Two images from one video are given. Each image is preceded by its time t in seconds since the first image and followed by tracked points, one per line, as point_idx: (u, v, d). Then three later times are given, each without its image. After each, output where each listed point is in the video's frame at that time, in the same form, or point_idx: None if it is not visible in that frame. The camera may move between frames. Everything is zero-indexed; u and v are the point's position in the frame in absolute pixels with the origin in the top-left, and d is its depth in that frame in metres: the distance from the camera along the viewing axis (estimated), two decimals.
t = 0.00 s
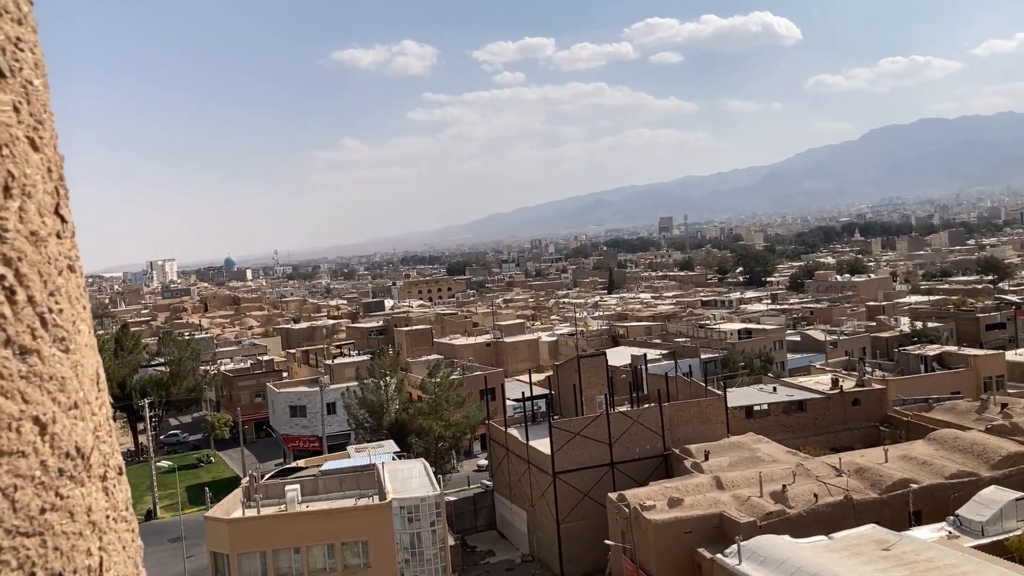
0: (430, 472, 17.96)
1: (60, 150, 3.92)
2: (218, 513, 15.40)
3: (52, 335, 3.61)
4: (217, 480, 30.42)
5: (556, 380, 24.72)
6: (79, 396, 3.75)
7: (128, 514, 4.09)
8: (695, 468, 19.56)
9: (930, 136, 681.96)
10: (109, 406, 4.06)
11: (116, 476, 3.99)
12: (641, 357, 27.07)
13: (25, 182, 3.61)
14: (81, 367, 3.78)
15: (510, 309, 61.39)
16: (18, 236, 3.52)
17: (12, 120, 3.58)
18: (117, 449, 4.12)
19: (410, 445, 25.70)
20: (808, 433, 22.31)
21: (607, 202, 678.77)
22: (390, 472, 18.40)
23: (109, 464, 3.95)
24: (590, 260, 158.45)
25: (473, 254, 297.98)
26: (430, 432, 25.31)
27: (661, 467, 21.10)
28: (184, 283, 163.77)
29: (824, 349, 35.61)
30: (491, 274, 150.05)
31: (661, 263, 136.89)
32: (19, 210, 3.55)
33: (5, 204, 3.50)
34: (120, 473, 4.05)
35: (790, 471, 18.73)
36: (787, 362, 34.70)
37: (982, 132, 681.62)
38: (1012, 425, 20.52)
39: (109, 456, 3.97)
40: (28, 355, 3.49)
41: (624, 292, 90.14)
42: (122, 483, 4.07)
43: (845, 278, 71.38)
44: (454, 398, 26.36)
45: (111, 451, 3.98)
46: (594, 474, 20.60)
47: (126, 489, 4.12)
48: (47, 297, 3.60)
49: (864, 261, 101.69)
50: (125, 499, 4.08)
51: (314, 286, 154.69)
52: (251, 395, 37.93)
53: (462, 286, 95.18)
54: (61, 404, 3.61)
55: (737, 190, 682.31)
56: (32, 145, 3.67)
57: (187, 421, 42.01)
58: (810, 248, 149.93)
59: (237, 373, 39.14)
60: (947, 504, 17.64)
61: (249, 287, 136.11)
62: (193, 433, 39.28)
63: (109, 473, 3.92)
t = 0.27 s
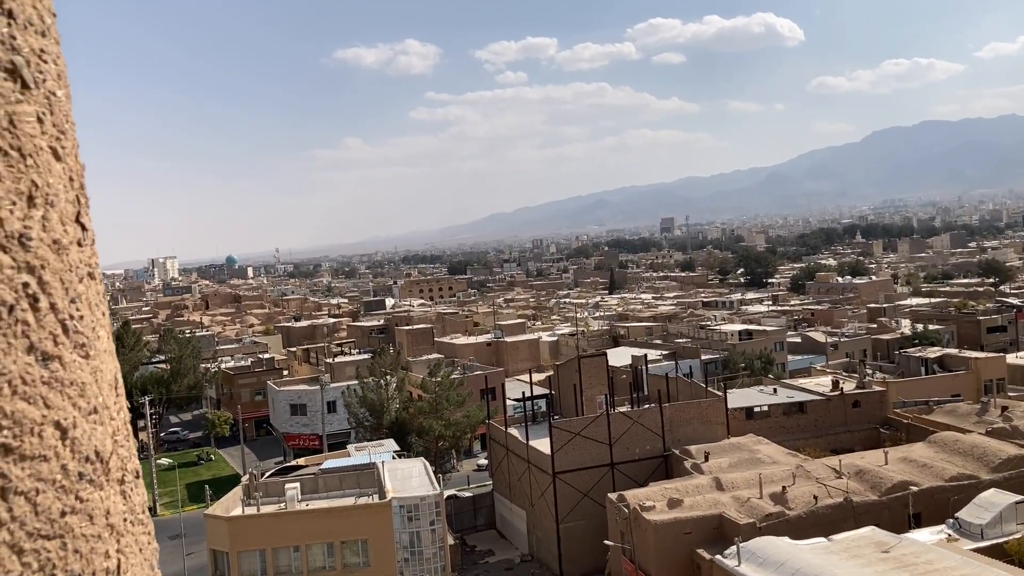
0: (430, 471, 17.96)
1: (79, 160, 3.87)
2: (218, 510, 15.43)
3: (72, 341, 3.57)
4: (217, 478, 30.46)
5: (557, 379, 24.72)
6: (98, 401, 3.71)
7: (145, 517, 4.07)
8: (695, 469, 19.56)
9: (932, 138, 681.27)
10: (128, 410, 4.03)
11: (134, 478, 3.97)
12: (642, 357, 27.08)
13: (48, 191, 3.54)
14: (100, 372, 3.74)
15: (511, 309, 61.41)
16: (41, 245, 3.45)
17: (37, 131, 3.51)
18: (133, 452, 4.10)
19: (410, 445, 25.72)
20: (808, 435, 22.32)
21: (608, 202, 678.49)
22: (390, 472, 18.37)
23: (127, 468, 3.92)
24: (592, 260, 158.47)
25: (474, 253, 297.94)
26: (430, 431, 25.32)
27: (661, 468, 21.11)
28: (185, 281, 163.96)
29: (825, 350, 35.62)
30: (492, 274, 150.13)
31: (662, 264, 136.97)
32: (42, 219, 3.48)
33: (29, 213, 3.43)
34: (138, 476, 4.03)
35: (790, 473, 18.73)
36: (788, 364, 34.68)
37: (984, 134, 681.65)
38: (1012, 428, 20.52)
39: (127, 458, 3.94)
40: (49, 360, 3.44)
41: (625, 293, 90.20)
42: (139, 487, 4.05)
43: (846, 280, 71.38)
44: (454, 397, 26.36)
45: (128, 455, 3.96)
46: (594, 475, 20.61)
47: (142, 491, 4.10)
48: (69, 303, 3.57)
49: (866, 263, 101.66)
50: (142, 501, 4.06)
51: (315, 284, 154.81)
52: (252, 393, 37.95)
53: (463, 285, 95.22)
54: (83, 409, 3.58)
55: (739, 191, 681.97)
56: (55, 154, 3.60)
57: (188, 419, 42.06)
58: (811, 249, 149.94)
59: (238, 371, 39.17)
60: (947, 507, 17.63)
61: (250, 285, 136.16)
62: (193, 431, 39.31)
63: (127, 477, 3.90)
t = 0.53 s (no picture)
0: (421, 471, 17.96)
1: (79, 165, 3.76)
2: (207, 510, 15.40)
3: (72, 347, 3.48)
4: (207, 476, 30.38)
5: (549, 380, 24.74)
6: (97, 406, 3.63)
7: (142, 522, 3.99)
8: (686, 470, 19.59)
9: (924, 141, 683.87)
10: (125, 416, 3.94)
11: (131, 484, 3.87)
12: (634, 359, 27.12)
13: (48, 200, 3.45)
14: (98, 378, 3.66)
15: (504, 309, 61.45)
16: (41, 253, 3.37)
17: (38, 140, 3.41)
18: (129, 456, 4.00)
19: (402, 444, 25.69)
20: (798, 436, 22.39)
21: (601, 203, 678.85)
22: (381, 471, 18.38)
23: (123, 473, 3.83)
24: (585, 261, 158.60)
25: (467, 253, 297.87)
26: (421, 431, 25.29)
27: (652, 469, 21.14)
28: (176, 279, 163.37)
29: (816, 352, 35.74)
30: (485, 274, 150.05)
31: (654, 265, 137.12)
32: (43, 227, 3.39)
33: (29, 221, 3.34)
34: (136, 481, 3.95)
35: (780, 474, 18.79)
36: (779, 365, 34.77)
37: (976, 138, 684.76)
38: (1001, 430, 20.63)
39: (125, 464, 3.86)
40: (48, 367, 3.36)
41: (617, 294, 90.33)
42: (135, 492, 3.95)
43: (837, 282, 71.63)
44: (446, 397, 26.36)
45: (125, 460, 3.86)
46: (585, 475, 20.62)
47: (140, 496, 4.02)
48: (69, 310, 3.47)
49: (857, 265, 102.03)
50: (139, 506, 3.96)
51: (307, 283, 154.48)
52: (243, 392, 37.85)
53: (456, 285, 95.22)
54: (81, 415, 3.50)
55: (732, 192, 683.44)
56: (56, 162, 3.50)
57: (178, 417, 41.98)
58: (803, 251, 150.37)
59: (229, 369, 39.06)
60: (936, 509, 17.71)
61: (242, 283, 135.70)
62: (184, 429, 39.23)
63: (125, 482, 3.81)
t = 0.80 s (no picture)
0: (401, 472, 17.95)
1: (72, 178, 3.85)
2: (185, 510, 15.29)
3: (63, 356, 3.55)
4: (185, 477, 30.16)
5: (529, 381, 24.79)
6: (86, 414, 3.67)
7: (130, 528, 3.99)
8: (665, 471, 19.71)
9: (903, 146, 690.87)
10: (114, 422, 3.99)
11: (120, 491, 3.90)
12: (614, 360, 27.21)
13: (41, 211, 3.54)
14: (88, 386, 3.70)
15: (484, 310, 61.34)
16: (34, 264, 3.45)
17: (31, 152, 3.51)
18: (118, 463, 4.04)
19: (382, 446, 25.64)
20: (776, 438, 22.56)
21: (584, 205, 680.06)
22: (361, 472, 18.35)
23: (113, 480, 3.85)
24: (566, 262, 158.86)
25: (448, 253, 296.83)
26: (401, 432, 25.24)
27: (631, 470, 21.24)
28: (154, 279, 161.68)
29: (795, 355, 36.02)
30: (466, 275, 149.91)
31: (635, 267, 137.54)
32: (36, 238, 3.48)
33: (23, 232, 3.43)
34: (124, 488, 3.96)
35: (758, 476, 18.91)
36: (758, 367, 34.99)
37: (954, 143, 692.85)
38: (975, 433, 20.92)
39: (114, 471, 3.88)
40: (40, 375, 3.42)
41: (598, 295, 90.62)
42: (125, 498, 3.98)
43: (816, 285, 72.23)
44: (426, 398, 26.34)
45: (115, 468, 3.88)
46: (565, 476, 20.68)
47: (128, 502, 4.04)
48: (60, 320, 3.54)
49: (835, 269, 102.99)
50: (127, 512, 3.97)
51: (286, 283, 153.55)
52: (222, 392, 37.60)
53: (436, 286, 94.90)
54: (71, 424, 3.54)
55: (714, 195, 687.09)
56: (48, 174, 3.59)
57: (156, 417, 41.63)
58: (783, 254, 151.54)
59: (208, 369, 38.81)
60: (911, 511, 17.93)
61: (220, 283, 134.60)
62: (162, 429, 38.93)
63: (114, 488, 3.83)
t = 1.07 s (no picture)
0: (371, 475, 17.87)
1: (38, 184, 3.75)
2: (151, 514, 15.07)
3: (29, 366, 3.47)
4: (152, 480, 29.77)
5: (501, 384, 24.80)
6: (52, 423, 3.59)
7: (97, 537, 3.89)
8: (635, 473, 19.80)
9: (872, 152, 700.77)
10: (81, 431, 3.89)
11: (85, 498, 3.78)
12: (586, 363, 27.32)
13: (6, 221, 3.47)
14: (55, 397, 3.61)
15: (456, 312, 61.29)
16: None
17: None
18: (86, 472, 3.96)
19: (352, 448, 25.49)
20: (746, 440, 22.77)
21: (558, 207, 681.56)
22: (331, 475, 18.23)
23: (78, 488, 3.74)
24: (539, 264, 159.18)
25: (420, 254, 296.02)
26: (372, 434, 25.13)
27: (602, 472, 21.30)
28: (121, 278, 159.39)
29: (764, 358, 36.38)
30: (438, 277, 149.60)
31: (608, 270, 138.19)
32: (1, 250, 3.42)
33: None
34: (90, 494, 3.86)
35: (727, 478, 19.06)
36: (728, 370, 35.30)
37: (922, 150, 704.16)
38: (939, 436, 21.27)
39: (79, 479, 3.77)
40: (4, 387, 3.36)
41: (570, 298, 90.92)
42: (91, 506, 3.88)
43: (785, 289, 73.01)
44: (398, 400, 26.25)
45: (79, 476, 3.77)
46: (536, 479, 20.70)
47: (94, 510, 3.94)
48: (26, 331, 3.47)
49: (804, 273, 104.27)
50: (93, 519, 3.86)
51: (257, 283, 152.12)
52: (190, 394, 37.20)
53: (409, 287, 94.64)
54: (37, 432, 3.48)
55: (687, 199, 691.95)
56: (15, 186, 3.52)
57: (123, 419, 41.05)
58: (753, 258, 153.08)
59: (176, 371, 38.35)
60: (877, 513, 18.17)
61: (189, 283, 133.04)
62: (128, 431, 38.39)
63: (79, 497, 3.73)
